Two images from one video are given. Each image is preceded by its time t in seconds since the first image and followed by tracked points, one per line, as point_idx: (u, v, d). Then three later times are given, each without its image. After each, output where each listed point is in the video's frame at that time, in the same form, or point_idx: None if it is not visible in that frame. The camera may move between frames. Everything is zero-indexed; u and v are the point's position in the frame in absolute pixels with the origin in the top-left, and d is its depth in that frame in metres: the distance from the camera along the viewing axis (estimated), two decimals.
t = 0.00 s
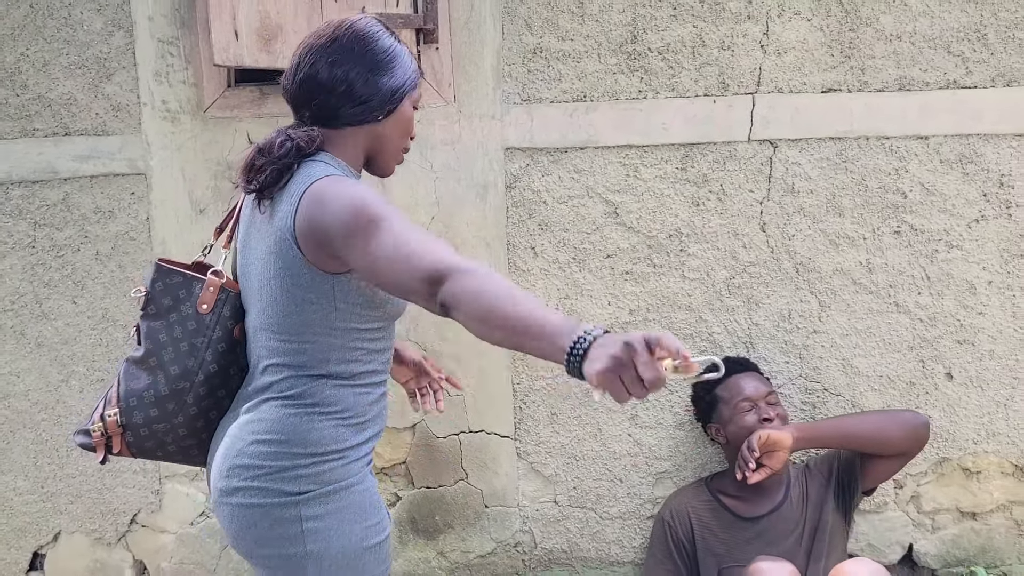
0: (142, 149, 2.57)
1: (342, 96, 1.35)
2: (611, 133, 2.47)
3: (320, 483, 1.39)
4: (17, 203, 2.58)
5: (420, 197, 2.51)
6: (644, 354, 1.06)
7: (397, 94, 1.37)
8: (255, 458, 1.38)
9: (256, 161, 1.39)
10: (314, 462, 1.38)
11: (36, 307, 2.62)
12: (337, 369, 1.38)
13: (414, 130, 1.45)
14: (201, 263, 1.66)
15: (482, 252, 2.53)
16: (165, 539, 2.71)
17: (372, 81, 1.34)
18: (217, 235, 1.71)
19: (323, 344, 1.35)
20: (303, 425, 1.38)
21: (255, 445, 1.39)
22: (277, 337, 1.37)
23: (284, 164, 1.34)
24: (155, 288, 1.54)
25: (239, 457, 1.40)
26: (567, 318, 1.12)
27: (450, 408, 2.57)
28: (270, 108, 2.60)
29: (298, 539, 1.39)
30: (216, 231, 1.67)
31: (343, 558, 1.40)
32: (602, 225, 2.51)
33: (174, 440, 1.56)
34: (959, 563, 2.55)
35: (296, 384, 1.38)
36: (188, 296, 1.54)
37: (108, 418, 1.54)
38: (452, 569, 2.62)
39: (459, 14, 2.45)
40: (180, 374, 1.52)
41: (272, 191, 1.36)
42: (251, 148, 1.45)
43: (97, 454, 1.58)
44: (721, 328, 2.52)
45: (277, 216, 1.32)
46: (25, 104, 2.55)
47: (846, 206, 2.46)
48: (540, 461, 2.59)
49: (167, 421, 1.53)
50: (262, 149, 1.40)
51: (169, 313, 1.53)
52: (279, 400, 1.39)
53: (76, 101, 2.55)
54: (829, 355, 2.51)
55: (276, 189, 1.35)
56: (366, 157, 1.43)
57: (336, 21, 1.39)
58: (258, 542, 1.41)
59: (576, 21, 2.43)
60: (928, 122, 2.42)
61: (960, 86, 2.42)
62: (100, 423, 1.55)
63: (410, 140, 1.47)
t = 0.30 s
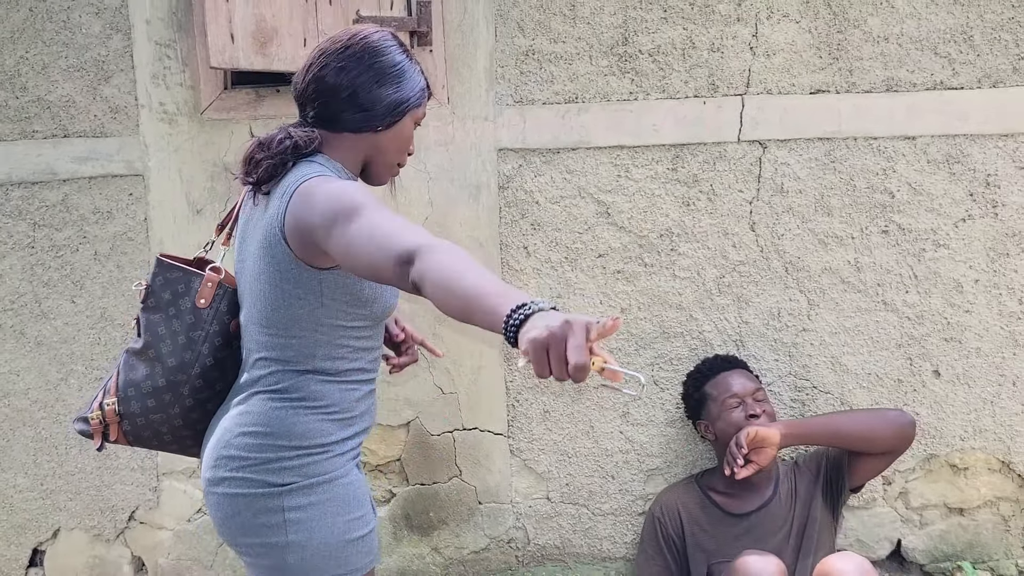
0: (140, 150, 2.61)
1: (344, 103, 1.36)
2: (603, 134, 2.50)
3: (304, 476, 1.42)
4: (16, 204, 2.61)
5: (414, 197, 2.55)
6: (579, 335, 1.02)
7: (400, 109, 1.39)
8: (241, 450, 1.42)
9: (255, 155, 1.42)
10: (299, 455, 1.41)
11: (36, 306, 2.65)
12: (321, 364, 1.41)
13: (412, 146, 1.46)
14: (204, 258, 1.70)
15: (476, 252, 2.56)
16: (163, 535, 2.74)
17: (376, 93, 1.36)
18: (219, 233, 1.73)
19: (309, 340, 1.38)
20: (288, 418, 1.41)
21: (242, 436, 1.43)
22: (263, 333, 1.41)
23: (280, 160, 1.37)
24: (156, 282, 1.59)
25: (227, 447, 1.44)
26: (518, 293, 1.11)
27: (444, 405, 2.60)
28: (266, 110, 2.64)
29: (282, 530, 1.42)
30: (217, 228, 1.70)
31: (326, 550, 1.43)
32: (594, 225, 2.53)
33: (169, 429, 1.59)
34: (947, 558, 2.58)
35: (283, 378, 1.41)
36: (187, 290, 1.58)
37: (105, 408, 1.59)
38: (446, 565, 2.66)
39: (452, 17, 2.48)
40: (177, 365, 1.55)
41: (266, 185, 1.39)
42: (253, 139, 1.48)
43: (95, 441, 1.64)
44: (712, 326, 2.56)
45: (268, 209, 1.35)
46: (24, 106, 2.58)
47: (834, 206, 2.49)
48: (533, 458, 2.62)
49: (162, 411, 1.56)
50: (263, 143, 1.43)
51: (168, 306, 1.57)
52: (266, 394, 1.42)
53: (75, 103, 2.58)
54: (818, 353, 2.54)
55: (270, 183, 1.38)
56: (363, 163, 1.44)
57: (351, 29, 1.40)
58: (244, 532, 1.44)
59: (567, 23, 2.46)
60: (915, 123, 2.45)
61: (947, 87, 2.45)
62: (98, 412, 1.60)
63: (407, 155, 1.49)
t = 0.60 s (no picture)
0: (137, 153, 2.64)
1: (326, 108, 1.39)
2: (595, 136, 2.52)
3: (294, 474, 1.44)
4: (16, 206, 2.65)
5: (408, 198, 2.55)
6: (504, 460, 1.15)
7: (383, 112, 1.41)
8: (231, 449, 1.44)
9: (242, 162, 1.47)
10: (288, 453, 1.43)
11: (35, 307, 2.68)
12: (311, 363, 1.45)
13: (399, 145, 1.48)
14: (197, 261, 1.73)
15: (469, 253, 2.57)
16: (161, 533, 2.77)
17: (357, 98, 1.38)
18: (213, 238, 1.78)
19: (296, 339, 1.42)
20: (278, 418, 1.43)
21: (231, 436, 1.44)
22: (250, 334, 1.43)
23: (265, 165, 1.41)
24: (146, 282, 1.64)
25: (216, 447, 1.45)
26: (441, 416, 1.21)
27: (438, 404, 2.63)
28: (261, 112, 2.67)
29: (273, 527, 1.44)
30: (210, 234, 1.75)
31: (317, 546, 1.45)
32: (586, 225, 2.56)
33: (153, 427, 1.60)
34: (935, 555, 2.61)
35: (270, 378, 1.43)
36: (172, 290, 1.62)
37: (93, 401, 1.62)
38: (440, 562, 2.69)
39: (445, 20, 2.50)
40: (158, 362, 1.57)
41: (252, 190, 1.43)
42: (240, 147, 1.53)
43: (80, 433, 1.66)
44: (703, 325, 2.58)
45: (253, 211, 1.39)
46: (23, 109, 2.61)
47: (823, 206, 2.52)
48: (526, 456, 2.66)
49: (145, 408, 1.58)
50: (249, 149, 1.47)
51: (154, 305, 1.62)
52: (253, 395, 1.44)
53: (73, 106, 2.61)
54: (808, 351, 2.57)
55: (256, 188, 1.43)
56: (349, 166, 1.48)
57: (332, 34, 1.43)
58: (235, 530, 1.46)
59: (559, 26, 2.49)
60: (903, 123, 2.48)
61: (935, 88, 2.47)
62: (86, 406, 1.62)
63: (399, 152, 1.51)
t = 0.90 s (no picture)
0: (138, 156, 2.66)
1: (311, 111, 1.41)
2: (590, 138, 2.54)
3: (290, 474, 1.45)
4: (18, 209, 2.67)
5: (406, 200, 2.58)
6: None
7: (366, 119, 1.43)
8: (227, 451, 1.44)
9: (224, 161, 1.48)
10: (284, 453, 1.44)
11: (37, 309, 2.71)
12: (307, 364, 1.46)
13: (378, 153, 1.51)
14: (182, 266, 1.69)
15: (466, 254, 2.60)
16: (162, 533, 2.80)
17: (342, 103, 1.40)
18: (196, 245, 1.74)
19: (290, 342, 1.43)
20: (273, 419, 1.44)
21: (227, 438, 1.45)
22: (244, 338, 1.43)
23: (249, 168, 1.43)
24: (132, 292, 1.59)
25: (213, 449, 1.46)
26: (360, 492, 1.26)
27: (436, 403, 2.66)
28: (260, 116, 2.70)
29: (270, 527, 1.44)
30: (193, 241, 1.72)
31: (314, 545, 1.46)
32: (581, 226, 2.58)
33: (150, 436, 1.59)
34: (928, 552, 2.63)
35: (265, 381, 1.44)
36: (161, 299, 1.57)
37: (87, 416, 1.58)
38: (439, 560, 2.72)
39: (442, 23, 2.52)
40: (154, 372, 1.55)
41: (235, 192, 1.45)
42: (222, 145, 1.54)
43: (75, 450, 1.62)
44: (698, 325, 2.61)
45: (239, 215, 1.40)
46: (25, 114, 2.64)
47: (817, 207, 2.54)
48: (523, 455, 2.69)
49: (142, 418, 1.57)
50: (232, 148, 1.49)
51: (144, 316, 1.58)
52: (249, 398, 1.45)
53: (74, 111, 2.64)
54: (802, 351, 2.59)
55: (240, 191, 1.45)
56: (329, 170, 1.50)
57: (322, 37, 1.44)
58: (231, 531, 1.47)
59: (555, 29, 2.51)
60: (897, 125, 2.50)
61: (927, 90, 2.49)
62: (79, 420, 1.59)
63: (375, 161, 1.53)
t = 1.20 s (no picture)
0: (142, 158, 2.69)
1: (299, 113, 1.41)
2: (591, 138, 2.56)
3: (284, 475, 1.46)
4: (23, 210, 2.69)
5: (408, 201, 2.59)
6: None
7: (353, 123, 1.44)
8: (220, 454, 1.44)
9: (211, 161, 1.49)
10: (278, 454, 1.45)
11: (42, 309, 2.73)
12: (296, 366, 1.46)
13: (365, 158, 1.52)
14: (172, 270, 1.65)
15: (468, 254, 2.61)
16: (166, 531, 2.83)
17: (330, 106, 1.41)
18: (185, 250, 1.70)
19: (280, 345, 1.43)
20: (265, 421, 1.44)
21: (220, 442, 1.45)
22: (232, 342, 1.43)
23: (236, 170, 1.44)
24: (124, 298, 1.57)
25: (206, 453, 1.46)
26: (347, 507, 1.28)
27: (437, 403, 2.67)
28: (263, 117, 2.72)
29: (265, 530, 1.45)
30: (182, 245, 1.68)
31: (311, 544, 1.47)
32: (582, 227, 2.60)
33: (147, 442, 1.57)
34: (927, 551, 2.65)
35: (254, 384, 1.44)
36: (154, 304, 1.56)
37: (82, 424, 1.57)
38: (441, 559, 2.73)
39: (443, 25, 2.54)
40: (148, 378, 1.53)
41: (222, 193, 1.47)
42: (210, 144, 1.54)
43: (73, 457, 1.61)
44: (698, 325, 2.62)
45: (226, 220, 1.40)
46: (30, 116, 2.66)
47: (817, 208, 2.56)
48: (524, 454, 2.70)
49: (138, 425, 1.55)
50: (220, 148, 1.49)
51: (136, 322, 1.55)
52: (239, 401, 1.45)
53: (79, 112, 2.66)
54: (801, 350, 2.61)
55: (226, 192, 1.47)
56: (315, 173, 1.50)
57: (313, 40, 1.45)
58: (227, 534, 1.46)
59: (556, 31, 2.52)
60: (896, 126, 2.51)
61: (926, 90, 2.51)
62: (75, 428, 1.58)
63: (361, 166, 1.54)
